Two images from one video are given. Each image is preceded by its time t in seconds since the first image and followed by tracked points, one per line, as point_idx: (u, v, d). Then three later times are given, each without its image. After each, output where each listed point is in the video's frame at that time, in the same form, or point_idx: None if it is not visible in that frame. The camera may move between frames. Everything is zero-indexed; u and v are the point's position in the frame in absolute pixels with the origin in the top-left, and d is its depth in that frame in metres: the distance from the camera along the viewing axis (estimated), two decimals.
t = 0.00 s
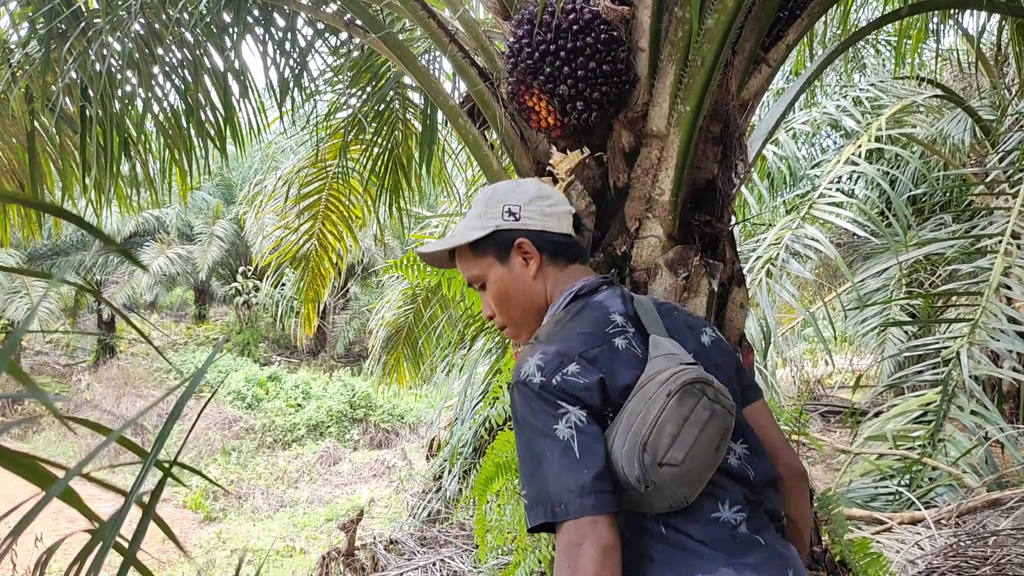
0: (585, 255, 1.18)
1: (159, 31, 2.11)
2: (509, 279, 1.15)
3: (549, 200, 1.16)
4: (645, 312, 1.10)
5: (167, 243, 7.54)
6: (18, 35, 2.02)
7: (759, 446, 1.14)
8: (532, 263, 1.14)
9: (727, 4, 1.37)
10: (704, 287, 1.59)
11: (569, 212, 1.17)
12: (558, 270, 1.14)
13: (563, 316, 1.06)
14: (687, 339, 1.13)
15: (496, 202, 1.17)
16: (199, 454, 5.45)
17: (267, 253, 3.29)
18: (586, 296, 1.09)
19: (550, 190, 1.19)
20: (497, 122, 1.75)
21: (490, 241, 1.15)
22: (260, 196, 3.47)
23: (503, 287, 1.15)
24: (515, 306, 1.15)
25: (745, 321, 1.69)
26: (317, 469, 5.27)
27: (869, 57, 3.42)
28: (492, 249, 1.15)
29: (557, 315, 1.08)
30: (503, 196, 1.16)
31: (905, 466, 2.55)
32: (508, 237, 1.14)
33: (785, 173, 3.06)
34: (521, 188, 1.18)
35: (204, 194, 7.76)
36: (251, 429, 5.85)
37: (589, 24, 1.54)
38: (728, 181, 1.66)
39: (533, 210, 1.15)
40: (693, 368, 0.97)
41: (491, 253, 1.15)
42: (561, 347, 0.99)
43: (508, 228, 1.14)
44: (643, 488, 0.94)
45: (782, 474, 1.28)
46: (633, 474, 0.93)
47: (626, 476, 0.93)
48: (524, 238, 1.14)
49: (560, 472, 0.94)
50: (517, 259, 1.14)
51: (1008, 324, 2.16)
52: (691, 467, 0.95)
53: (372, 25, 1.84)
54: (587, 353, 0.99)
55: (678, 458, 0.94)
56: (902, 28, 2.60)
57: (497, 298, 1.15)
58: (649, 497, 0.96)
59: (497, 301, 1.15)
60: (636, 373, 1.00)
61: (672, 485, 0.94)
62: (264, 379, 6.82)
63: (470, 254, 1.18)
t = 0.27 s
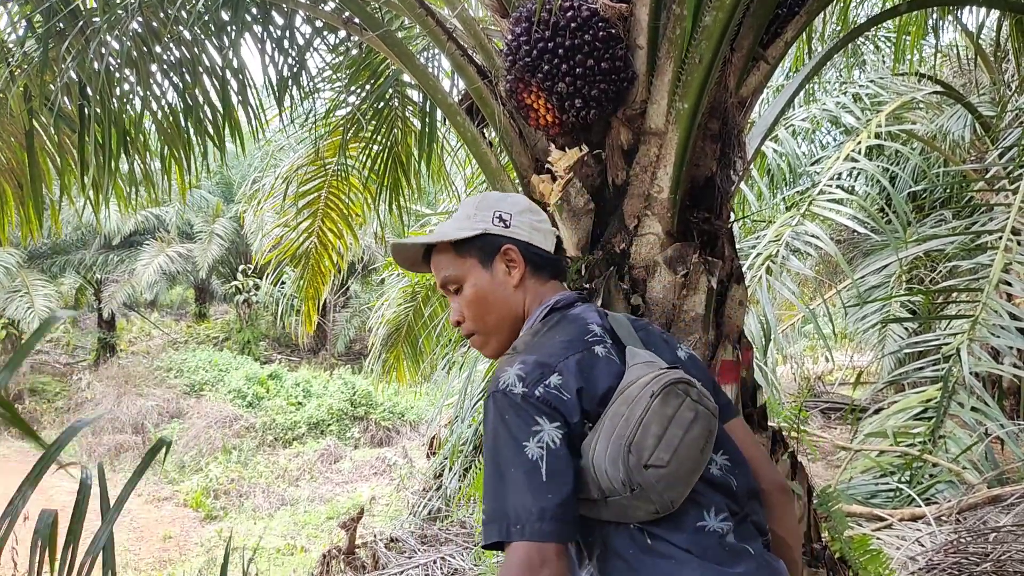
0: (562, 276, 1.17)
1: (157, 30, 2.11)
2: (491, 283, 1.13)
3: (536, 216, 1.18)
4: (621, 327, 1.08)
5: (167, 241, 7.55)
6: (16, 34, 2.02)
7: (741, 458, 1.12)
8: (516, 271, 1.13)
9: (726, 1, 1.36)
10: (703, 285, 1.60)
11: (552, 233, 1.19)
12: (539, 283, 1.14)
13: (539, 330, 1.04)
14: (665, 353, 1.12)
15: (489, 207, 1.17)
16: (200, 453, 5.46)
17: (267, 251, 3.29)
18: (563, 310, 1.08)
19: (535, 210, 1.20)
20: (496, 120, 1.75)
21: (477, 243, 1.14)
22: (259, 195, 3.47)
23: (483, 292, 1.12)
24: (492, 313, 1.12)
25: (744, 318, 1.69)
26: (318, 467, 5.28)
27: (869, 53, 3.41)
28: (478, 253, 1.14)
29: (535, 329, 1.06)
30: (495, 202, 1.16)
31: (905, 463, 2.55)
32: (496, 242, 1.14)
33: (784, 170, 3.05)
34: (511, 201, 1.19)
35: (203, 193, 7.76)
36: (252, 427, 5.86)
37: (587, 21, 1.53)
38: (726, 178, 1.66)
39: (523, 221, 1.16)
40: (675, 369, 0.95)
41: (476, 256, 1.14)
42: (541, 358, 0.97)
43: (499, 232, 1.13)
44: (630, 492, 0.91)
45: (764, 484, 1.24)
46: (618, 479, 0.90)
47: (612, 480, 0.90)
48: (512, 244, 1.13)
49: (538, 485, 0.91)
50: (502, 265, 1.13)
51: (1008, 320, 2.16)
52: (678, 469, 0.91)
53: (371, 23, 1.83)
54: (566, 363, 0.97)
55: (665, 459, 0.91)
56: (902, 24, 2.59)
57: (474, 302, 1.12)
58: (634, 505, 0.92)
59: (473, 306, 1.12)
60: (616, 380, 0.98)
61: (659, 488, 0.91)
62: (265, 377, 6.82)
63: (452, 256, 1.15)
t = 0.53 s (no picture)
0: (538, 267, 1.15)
1: (156, 28, 2.11)
2: (473, 247, 1.09)
3: (533, 202, 1.15)
4: (590, 321, 1.08)
5: (167, 240, 7.55)
6: (15, 33, 2.02)
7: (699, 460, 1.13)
8: (501, 245, 1.09)
9: None
10: (702, 282, 1.60)
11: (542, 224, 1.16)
12: (517, 265, 1.11)
13: (513, 313, 1.02)
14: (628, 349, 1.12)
15: (495, 175, 1.13)
16: (201, 451, 5.47)
17: (267, 250, 3.29)
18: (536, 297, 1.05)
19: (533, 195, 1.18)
20: (495, 118, 1.75)
21: (472, 202, 1.10)
22: (258, 193, 3.47)
23: (460, 253, 1.08)
24: (461, 277, 1.08)
25: (742, 316, 1.69)
26: (318, 465, 5.29)
27: (868, 50, 3.41)
28: (470, 213, 1.10)
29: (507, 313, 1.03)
30: (502, 171, 1.13)
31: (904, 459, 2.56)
32: (492, 209, 1.10)
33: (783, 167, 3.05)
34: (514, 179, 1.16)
35: (203, 191, 7.76)
36: (252, 426, 5.87)
37: (585, 20, 1.54)
38: (725, 176, 1.66)
39: (523, 202, 1.13)
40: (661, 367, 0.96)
41: (466, 215, 1.10)
42: (523, 341, 0.94)
43: (496, 201, 1.10)
44: (615, 489, 0.89)
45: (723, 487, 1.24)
46: (602, 474, 0.88)
47: (598, 474, 0.88)
48: (507, 218, 1.10)
49: (513, 475, 0.87)
50: (489, 234, 1.09)
51: (1007, 317, 2.16)
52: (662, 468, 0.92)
53: (369, 21, 1.83)
54: (547, 350, 0.95)
55: (651, 457, 0.91)
56: (900, 21, 2.59)
57: (449, 258, 1.08)
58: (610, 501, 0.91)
59: (447, 262, 1.08)
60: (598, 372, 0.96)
61: (644, 486, 0.90)
62: (265, 375, 6.83)
63: (442, 206, 1.12)
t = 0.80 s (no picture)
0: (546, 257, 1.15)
1: (157, 27, 2.11)
2: (488, 224, 1.09)
3: (552, 190, 1.16)
4: (595, 308, 1.09)
5: (168, 239, 7.57)
6: (16, 32, 2.03)
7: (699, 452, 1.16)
8: (515, 229, 1.10)
9: None
10: (703, 279, 1.61)
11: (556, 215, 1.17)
12: (526, 252, 1.11)
13: (530, 306, 1.00)
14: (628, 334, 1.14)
15: (523, 154, 1.13)
16: (203, 450, 5.48)
17: (268, 248, 3.29)
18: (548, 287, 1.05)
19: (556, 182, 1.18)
20: (495, 116, 1.75)
21: (496, 177, 1.10)
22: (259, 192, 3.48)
23: (475, 228, 1.08)
24: (468, 251, 1.08)
25: (743, 313, 1.69)
26: (320, 463, 5.30)
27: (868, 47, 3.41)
28: (492, 187, 1.10)
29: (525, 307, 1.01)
30: (532, 153, 1.13)
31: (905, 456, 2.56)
32: (513, 188, 1.10)
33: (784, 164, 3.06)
34: (540, 162, 1.16)
35: (204, 190, 7.77)
36: (254, 424, 5.87)
37: (585, 17, 1.55)
38: (725, 173, 1.66)
39: (544, 189, 1.13)
40: (684, 368, 0.98)
41: (488, 190, 1.10)
42: (548, 340, 0.93)
43: (521, 182, 1.10)
44: (652, 494, 0.91)
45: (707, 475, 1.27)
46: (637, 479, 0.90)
47: (637, 479, 0.90)
48: (528, 202, 1.10)
49: (549, 482, 0.87)
50: (507, 215, 1.09)
51: (1007, 313, 2.17)
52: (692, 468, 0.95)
53: (369, 20, 1.84)
54: (573, 351, 0.94)
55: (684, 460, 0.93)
56: (899, 18, 2.60)
57: (461, 228, 1.08)
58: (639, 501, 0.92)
59: (459, 231, 1.08)
60: (618, 371, 0.97)
61: (678, 488, 0.93)
62: (266, 373, 6.83)
63: (466, 174, 1.11)
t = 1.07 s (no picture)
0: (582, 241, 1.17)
1: (156, 25, 2.11)
2: (529, 214, 1.09)
3: (590, 174, 1.17)
4: (631, 292, 1.10)
5: (168, 237, 7.57)
6: (16, 30, 2.03)
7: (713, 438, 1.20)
8: (555, 217, 1.11)
9: None
10: (704, 275, 1.60)
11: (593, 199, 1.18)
12: (565, 239, 1.13)
13: (569, 296, 1.02)
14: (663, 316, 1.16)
15: (562, 138, 1.14)
16: (204, 448, 5.49)
17: (269, 247, 3.30)
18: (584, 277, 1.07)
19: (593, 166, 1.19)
20: (495, 113, 1.74)
21: (535, 166, 1.10)
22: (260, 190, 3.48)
23: (517, 219, 1.09)
24: (509, 243, 1.09)
25: (744, 309, 1.69)
26: (321, 460, 5.31)
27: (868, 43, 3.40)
28: (532, 176, 1.10)
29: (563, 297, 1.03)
30: (571, 138, 1.14)
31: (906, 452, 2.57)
32: (553, 174, 1.11)
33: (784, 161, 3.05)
34: (578, 146, 1.17)
35: (204, 188, 7.77)
36: (255, 422, 5.87)
37: (586, 13, 1.54)
38: (726, 169, 1.66)
39: (582, 175, 1.14)
40: (722, 360, 0.99)
41: (527, 179, 1.10)
42: (588, 335, 0.95)
43: (561, 170, 1.11)
44: (691, 484, 0.93)
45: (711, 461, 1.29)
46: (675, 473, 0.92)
47: (677, 471, 0.92)
48: (567, 191, 1.11)
49: (586, 471, 0.91)
50: (547, 203, 1.10)
51: (1008, 309, 2.17)
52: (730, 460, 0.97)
53: (370, 16, 1.84)
54: (611, 346, 0.96)
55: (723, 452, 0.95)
56: (900, 13, 2.59)
57: (501, 220, 1.09)
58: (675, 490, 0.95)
59: (499, 223, 1.09)
60: (658, 362, 0.98)
61: (716, 479, 0.95)
62: (267, 371, 6.83)
63: (505, 162, 1.11)
